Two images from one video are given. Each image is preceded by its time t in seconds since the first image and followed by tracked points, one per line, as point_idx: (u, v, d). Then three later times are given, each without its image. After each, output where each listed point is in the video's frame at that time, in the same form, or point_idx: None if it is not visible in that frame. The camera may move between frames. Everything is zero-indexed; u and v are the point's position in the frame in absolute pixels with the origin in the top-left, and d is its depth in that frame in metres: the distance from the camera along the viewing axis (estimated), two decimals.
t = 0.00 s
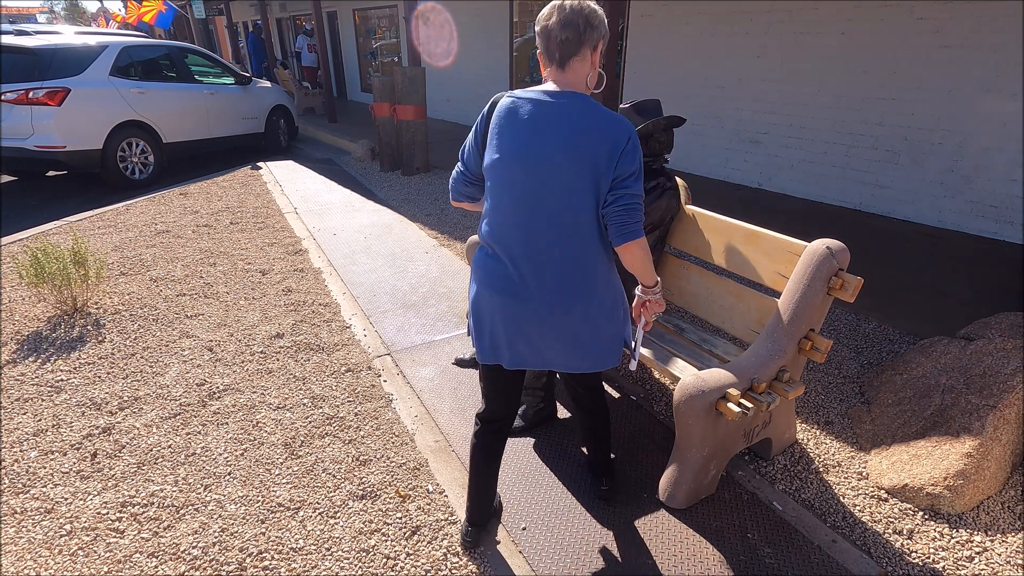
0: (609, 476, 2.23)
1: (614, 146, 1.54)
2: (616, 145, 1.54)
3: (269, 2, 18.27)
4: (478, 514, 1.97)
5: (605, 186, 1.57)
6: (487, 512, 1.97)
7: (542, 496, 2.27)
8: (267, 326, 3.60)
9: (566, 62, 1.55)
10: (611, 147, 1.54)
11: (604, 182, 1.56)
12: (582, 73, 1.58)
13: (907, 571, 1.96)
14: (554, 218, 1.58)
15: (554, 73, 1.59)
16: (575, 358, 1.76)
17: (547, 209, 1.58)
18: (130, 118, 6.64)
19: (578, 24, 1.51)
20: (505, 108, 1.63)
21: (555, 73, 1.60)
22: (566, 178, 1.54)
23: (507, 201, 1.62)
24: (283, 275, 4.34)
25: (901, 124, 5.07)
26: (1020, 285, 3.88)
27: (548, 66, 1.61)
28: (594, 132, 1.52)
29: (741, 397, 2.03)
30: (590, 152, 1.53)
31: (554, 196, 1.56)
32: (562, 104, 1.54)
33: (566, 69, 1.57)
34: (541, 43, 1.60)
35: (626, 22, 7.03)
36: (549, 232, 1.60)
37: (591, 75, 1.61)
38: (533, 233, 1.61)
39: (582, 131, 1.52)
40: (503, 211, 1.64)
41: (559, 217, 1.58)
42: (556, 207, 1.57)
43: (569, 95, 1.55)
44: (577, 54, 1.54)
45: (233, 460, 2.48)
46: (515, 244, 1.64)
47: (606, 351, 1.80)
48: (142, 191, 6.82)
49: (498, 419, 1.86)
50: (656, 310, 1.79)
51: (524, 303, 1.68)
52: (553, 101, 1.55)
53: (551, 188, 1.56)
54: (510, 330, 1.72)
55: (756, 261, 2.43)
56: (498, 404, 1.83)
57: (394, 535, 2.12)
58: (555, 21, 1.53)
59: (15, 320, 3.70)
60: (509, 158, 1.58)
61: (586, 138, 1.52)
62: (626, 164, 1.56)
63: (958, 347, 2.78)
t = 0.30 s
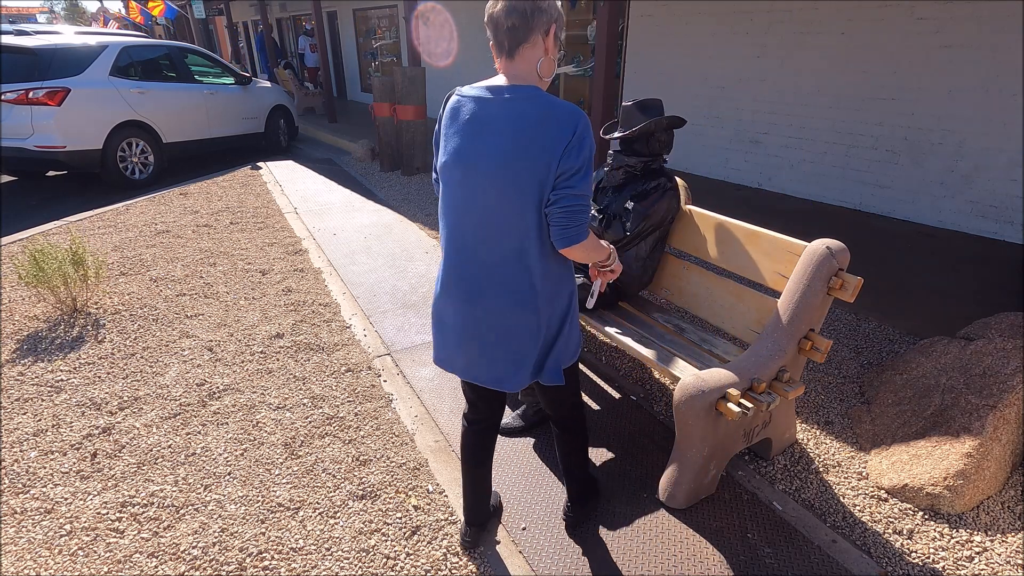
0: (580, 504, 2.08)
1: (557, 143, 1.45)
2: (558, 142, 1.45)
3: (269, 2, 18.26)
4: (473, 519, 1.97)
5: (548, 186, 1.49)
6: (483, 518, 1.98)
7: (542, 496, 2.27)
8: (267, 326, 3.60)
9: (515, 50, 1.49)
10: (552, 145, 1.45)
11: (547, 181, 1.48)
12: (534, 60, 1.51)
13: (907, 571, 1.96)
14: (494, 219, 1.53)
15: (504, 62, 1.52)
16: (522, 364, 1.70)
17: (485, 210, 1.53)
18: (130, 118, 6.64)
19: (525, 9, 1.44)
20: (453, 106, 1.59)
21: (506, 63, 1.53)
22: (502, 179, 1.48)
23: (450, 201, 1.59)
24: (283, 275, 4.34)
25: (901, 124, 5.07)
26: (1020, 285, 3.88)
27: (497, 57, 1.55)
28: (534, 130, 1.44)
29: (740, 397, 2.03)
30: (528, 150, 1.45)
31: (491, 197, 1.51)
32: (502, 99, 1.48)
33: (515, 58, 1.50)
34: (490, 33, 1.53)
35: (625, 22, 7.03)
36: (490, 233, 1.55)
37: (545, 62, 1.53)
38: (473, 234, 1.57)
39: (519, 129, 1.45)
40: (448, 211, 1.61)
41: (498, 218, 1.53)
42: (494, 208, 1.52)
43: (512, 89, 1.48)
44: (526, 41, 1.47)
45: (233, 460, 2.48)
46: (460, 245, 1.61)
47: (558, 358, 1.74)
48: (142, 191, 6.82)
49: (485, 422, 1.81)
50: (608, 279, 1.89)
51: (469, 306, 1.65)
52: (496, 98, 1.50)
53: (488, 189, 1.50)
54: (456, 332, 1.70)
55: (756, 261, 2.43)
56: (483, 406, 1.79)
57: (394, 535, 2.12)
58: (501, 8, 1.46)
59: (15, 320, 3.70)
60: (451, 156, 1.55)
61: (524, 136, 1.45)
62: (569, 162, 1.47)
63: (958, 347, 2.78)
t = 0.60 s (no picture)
0: (571, 511, 2.03)
1: (557, 152, 1.43)
2: (558, 151, 1.43)
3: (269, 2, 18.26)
4: (474, 520, 1.97)
5: (548, 194, 1.47)
6: (484, 517, 1.98)
7: (542, 496, 2.27)
8: (267, 326, 3.60)
9: (510, 50, 1.43)
10: (551, 152, 1.42)
11: (548, 190, 1.46)
12: (528, 62, 1.46)
13: (907, 571, 1.96)
14: (494, 229, 1.50)
15: (497, 62, 1.46)
16: (524, 369, 1.69)
17: (484, 220, 1.50)
18: (129, 118, 6.64)
19: (522, 8, 1.39)
20: (442, 110, 1.54)
21: (499, 64, 1.48)
22: (501, 189, 1.44)
23: (447, 210, 1.54)
24: (283, 275, 4.34)
25: (901, 124, 5.07)
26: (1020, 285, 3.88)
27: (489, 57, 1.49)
28: (533, 139, 1.41)
29: (740, 397, 2.03)
30: (528, 159, 1.42)
31: (490, 207, 1.48)
32: (497, 105, 1.43)
33: (510, 59, 1.45)
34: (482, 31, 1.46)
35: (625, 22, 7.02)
36: (489, 243, 1.52)
37: (539, 65, 1.49)
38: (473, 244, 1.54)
39: (517, 137, 1.41)
40: (444, 220, 1.57)
41: (498, 229, 1.50)
42: (494, 218, 1.49)
43: (507, 94, 1.43)
44: (522, 43, 1.43)
45: (233, 460, 2.48)
46: (458, 254, 1.58)
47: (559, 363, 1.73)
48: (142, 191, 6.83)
49: (485, 415, 1.79)
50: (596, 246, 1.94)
51: (471, 316, 1.62)
52: (486, 102, 1.44)
53: (487, 198, 1.47)
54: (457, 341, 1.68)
55: (757, 261, 2.43)
56: (484, 400, 1.77)
57: (394, 535, 2.12)
58: (497, 7, 1.40)
59: (15, 320, 3.70)
60: (444, 164, 1.50)
61: (523, 145, 1.41)
62: (571, 171, 1.45)
63: (958, 347, 2.78)
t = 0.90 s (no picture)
0: (571, 511, 2.03)
1: (537, 159, 1.41)
2: (540, 156, 1.41)
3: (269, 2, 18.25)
4: (475, 520, 1.97)
5: (527, 201, 1.45)
6: (484, 517, 1.98)
7: (542, 496, 2.27)
8: (267, 326, 3.60)
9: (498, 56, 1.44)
10: (532, 157, 1.40)
11: (527, 197, 1.44)
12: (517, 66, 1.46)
13: (907, 571, 1.96)
14: (474, 233, 1.49)
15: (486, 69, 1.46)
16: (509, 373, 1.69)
17: (464, 224, 1.49)
18: (129, 118, 6.64)
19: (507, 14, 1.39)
20: (430, 111, 1.53)
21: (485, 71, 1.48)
22: (480, 194, 1.43)
23: (432, 213, 1.54)
24: (283, 275, 4.34)
25: (900, 124, 5.07)
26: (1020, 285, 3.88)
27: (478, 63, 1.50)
28: (514, 145, 1.39)
29: (740, 397, 2.03)
30: (507, 165, 1.40)
31: (470, 212, 1.47)
32: (480, 109, 1.41)
33: (494, 66, 1.45)
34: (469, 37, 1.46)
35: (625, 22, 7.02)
36: (469, 247, 1.52)
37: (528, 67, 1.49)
38: (455, 247, 1.54)
39: (498, 142, 1.39)
40: (430, 222, 1.58)
41: (477, 233, 1.49)
42: (473, 222, 1.48)
43: (491, 98, 1.41)
44: (506, 50, 1.43)
45: (233, 460, 2.48)
46: (443, 256, 1.58)
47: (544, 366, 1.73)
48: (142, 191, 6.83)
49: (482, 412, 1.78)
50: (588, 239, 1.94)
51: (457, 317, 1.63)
52: (470, 105, 1.43)
53: (467, 203, 1.46)
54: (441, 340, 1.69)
55: (756, 261, 2.43)
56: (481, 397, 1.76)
57: (394, 535, 2.12)
58: (480, 14, 1.40)
59: (15, 320, 3.70)
60: (429, 166, 1.50)
61: (501, 150, 1.39)
62: (550, 179, 1.42)
63: (957, 347, 2.78)
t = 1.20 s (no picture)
0: (571, 511, 2.03)
1: (522, 159, 1.41)
2: (524, 157, 1.41)
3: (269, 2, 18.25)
4: (475, 520, 1.97)
5: (512, 202, 1.45)
6: (485, 517, 1.98)
7: (542, 496, 2.27)
8: (267, 326, 3.60)
9: (484, 54, 1.44)
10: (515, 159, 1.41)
11: (512, 197, 1.44)
12: (502, 66, 1.46)
13: (907, 571, 1.96)
14: (462, 236, 1.50)
15: (470, 66, 1.46)
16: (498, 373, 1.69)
17: (451, 226, 1.49)
18: (129, 118, 6.64)
19: (495, 11, 1.39)
20: (413, 115, 1.52)
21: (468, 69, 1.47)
22: (466, 197, 1.44)
23: (420, 214, 1.53)
24: (283, 275, 4.34)
25: (901, 124, 5.07)
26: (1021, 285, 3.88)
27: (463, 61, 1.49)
28: (498, 146, 1.40)
29: (740, 397, 2.03)
30: (491, 166, 1.40)
31: (456, 215, 1.47)
32: (464, 113, 1.41)
33: (479, 63, 1.44)
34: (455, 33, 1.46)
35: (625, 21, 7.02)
36: (457, 249, 1.52)
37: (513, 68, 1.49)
38: (443, 250, 1.54)
39: (483, 144, 1.39)
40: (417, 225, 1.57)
41: (465, 235, 1.49)
42: (460, 225, 1.48)
43: (474, 101, 1.42)
44: (494, 48, 1.43)
45: (233, 460, 2.48)
46: (430, 259, 1.58)
47: (536, 365, 1.73)
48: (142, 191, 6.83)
49: (479, 411, 1.78)
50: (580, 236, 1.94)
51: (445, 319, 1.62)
52: (453, 107, 1.43)
53: (454, 206, 1.46)
54: (431, 343, 1.68)
55: (756, 261, 2.43)
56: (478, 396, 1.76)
57: (394, 535, 2.12)
58: (469, 10, 1.39)
59: (15, 320, 3.70)
60: (414, 169, 1.50)
61: (486, 153, 1.39)
62: (534, 179, 1.43)
63: (957, 347, 2.78)
